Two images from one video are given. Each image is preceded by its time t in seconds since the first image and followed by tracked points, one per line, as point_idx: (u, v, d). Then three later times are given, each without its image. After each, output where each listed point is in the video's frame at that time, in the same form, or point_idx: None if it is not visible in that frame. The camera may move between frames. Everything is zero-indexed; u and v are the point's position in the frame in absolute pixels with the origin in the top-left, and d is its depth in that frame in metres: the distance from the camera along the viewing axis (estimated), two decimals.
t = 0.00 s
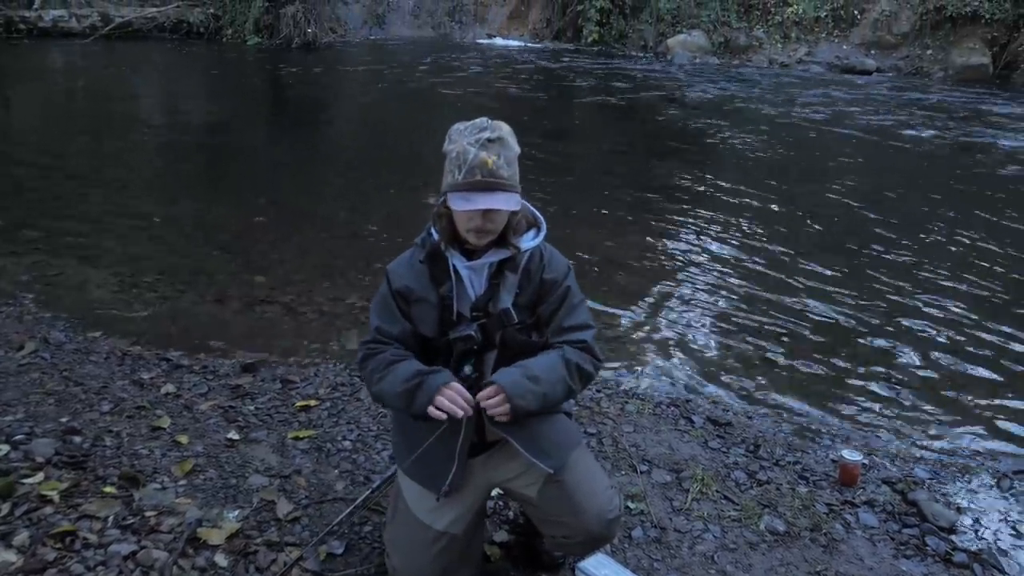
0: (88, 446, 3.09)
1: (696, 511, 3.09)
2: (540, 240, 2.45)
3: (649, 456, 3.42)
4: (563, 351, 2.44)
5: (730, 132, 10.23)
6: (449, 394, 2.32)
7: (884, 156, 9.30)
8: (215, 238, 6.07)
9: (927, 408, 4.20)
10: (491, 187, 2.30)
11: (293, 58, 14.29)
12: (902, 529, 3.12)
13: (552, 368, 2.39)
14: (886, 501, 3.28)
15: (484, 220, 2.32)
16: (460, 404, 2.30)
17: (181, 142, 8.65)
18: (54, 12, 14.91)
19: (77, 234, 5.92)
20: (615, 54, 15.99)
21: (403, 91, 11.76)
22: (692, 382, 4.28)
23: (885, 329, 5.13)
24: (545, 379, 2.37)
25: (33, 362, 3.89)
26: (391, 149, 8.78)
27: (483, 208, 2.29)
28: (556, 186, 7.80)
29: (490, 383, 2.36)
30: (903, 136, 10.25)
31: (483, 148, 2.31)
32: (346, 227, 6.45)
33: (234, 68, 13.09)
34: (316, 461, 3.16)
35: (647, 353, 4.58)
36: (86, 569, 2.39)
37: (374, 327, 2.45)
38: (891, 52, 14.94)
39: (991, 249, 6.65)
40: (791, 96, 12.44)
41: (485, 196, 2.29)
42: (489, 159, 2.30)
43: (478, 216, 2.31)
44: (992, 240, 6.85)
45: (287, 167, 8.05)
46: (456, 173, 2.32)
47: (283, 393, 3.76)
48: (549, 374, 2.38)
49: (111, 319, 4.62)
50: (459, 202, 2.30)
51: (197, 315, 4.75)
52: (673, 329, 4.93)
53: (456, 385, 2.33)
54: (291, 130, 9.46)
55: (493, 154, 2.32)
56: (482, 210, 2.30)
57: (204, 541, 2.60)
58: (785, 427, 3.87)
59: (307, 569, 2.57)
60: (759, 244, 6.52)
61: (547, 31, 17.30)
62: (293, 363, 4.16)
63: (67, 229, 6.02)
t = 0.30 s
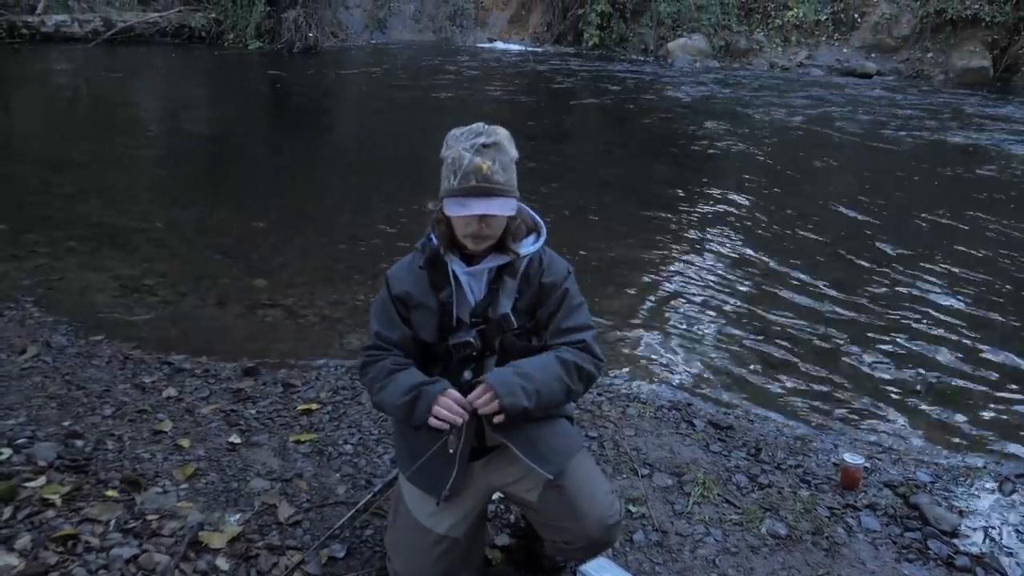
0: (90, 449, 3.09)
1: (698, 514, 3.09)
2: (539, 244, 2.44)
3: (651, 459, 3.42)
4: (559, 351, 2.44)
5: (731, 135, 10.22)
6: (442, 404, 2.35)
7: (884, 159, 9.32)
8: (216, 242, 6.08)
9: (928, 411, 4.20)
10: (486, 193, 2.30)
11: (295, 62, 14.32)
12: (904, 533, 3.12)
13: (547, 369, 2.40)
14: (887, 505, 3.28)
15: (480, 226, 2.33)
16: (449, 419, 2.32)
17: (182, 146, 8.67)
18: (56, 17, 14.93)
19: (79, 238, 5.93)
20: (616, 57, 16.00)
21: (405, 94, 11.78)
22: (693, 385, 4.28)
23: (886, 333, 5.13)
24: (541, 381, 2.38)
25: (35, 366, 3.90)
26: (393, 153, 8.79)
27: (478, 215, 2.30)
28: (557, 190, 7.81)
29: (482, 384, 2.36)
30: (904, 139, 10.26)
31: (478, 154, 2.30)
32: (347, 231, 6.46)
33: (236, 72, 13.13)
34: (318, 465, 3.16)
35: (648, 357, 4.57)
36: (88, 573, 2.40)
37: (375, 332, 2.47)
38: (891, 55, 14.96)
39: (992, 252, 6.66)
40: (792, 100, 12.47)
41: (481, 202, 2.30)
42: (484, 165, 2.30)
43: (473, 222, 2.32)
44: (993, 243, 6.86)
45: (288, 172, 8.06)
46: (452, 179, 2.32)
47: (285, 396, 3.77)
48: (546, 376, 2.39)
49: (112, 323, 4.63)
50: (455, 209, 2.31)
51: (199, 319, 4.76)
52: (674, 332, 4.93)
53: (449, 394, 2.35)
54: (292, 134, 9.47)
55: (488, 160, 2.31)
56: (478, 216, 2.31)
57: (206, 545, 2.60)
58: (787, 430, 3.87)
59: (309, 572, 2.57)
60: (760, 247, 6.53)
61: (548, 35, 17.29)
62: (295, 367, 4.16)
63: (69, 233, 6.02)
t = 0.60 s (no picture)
0: (94, 446, 3.10)
1: (700, 512, 3.10)
2: (540, 244, 2.45)
3: (653, 457, 3.43)
4: (554, 348, 2.41)
5: (734, 134, 10.22)
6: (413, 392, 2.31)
7: (888, 159, 9.31)
8: (219, 240, 6.09)
9: (930, 410, 4.20)
10: (484, 189, 2.29)
11: (298, 61, 14.32)
12: (906, 532, 3.13)
13: (540, 361, 2.35)
14: (889, 504, 3.28)
15: (477, 223, 2.32)
16: (419, 404, 2.28)
17: (185, 144, 8.67)
18: (59, 14, 14.92)
19: (82, 236, 5.95)
20: (619, 56, 16.00)
21: (408, 93, 11.79)
22: (696, 384, 4.29)
23: (888, 332, 5.13)
24: (530, 369, 2.33)
25: (39, 363, 3.91)
26: (396, 152, 8.80)
27: (475, 210, 2.29)
28: (560, 189, 7.81)
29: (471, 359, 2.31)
30: (908, 139, 10.25)
31: (477, 150, 2.30)
32: (350, 229, 6.47)
33: (239, 70, 13.14)
34: (320, 462, 3.17)
35: (651, 355, 4.58)
36: (92, 568, 2.41)
37: (373, 326, 2.48)
38: (895, 55, 14.94)
39: (995, 252, 6.66)
40: (795, 99, 12.46)
41: (477, 198, 2.29)
42: (481, 161, 2.30)
43: (471, 219, 2.32)
44: (997, 243, 6.85)
45: (291, 170, 8.06)
46: (450, 175, 2.33)
47: (288, 393, 3.78)
48: (537, 369, 2.34)
49: (116, 320, 4.64)
50: (452, 204, 2.31)
51: (202, 316, 4.77)
52: (677, 331, 4.94)
53: (425, 381, 2.32)
54: (295, 132, 9.48)
55: (486, 156, 2.31)
56: (475, 212, 2.30)
57: (209, 541, 2.61)
58: (789, 429, 3.87)
59: (312, 568, 2.57)
60: (762, 246, 6.53)
61: (551, 34, 17.30)
62: (298, 364, 4.17)
63: (73, 231, 6.03)
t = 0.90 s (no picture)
0: (95, 443, 3.11)
1: (701, 511, 3.10)
2: (561, 239, 2.46)
3: (654, 456, 3.43)
4: (571, 352, 2.43)
5: (736, 134, 10.21)
6: (393, 386, 2.29)
7: (890, 158, 9.31)
8: (220, 238, 6.09)
9: (932, 410, 4.20)
10: (514, 176, 2.31)
11: (300, 59, 14.32)
12: (907, 531, 3.12)
13: (560, 366, 2.37)
14: (890, 503, 3.28)
15: (502, 210, 2.34)
16: (401, 400, 2.27)
17: (187, 142, 8.68)
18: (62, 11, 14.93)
19: (84, 233, 5.95)
20: (621, 55, 15.99)
21: (410, 91, 11.80)
22: (696, 383, 4.29)
23: (889, 332, 5.13)
24: (553, 376, 2.35)
25: (40, 360, 3.91)
26: (397, 150, 8.80)
27: (503, 195, 2.31)
28: (562, 188, 7.81)
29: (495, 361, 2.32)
30: (909, 139, 10.25)
31: (509, 139, 2.33)
32: (352, 227, 6.46)
33: (241, 68, 13.13)
34: (322, 460, 3.17)
35: (652, 355, 4.57)
36: (94, 566, 2.41)
37: (387, 306, 2.46)
38: (896, 55, 14.94)
39: (996, 251, 6.66)
40: (796, 98, 12.46)
41: (505, 183, 2.31)
42: (512, 150, 2.32)
43: (496, 206, 2.33)
44: (998, 243, 6.85)
45: (292, 167, 8.06)
46: (480, 160, 2.35)
47: (289, 391, 3.78)
48: (557, 372, 2.36)
49: (117, 318, 4.64)
50: (481, 187, 2.32)
51: (203, 314, 4.77)
52: (679, 330, 4.94)
53: (404, 374, 2.30)
54: (297, 130, 9.48)
55: (517, 145, 2.33)
56: (502, 199, 2.32)
57: (211, 539, 2.61)
58: (790, 428, 3.87)
59: (313, 567, 2.58)
60: (763, 245, 6.53)
61: (553, 33, 17.31)
62: (299, 362, 4.17)
63: (75, 228, 6.04)
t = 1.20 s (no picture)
0: (93, 445, 3.10)
1: (700, 511, 3.10)
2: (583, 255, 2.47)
3: (653, 457, 3.43)
4: (584, 379, 2.43)
5: (733, 135, 10.21)
6: (378, 389, 2.23)
7: (887, 159, 9.32)
8: (218, 240, 6.08)
9: (929, 410, 4.21)
10: (553, 191, 2.30)
11: (297, 61, 14.31)
12: (905, 532, 3.13)
13: (575, 399, 2.37)
14: (888, 503, 3.28)
15: (536, 224, 2.33)
16: (388, 403, 2.21)
17: (185, 144, 8.66)
18: (59, 13, 14.93)
19: (82, 235, 5.94)
20: (618, 57, 15.98)
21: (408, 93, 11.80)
22: (695, 384, 4.29)
23: (887, 333, 5.14)
24: (568, 411, 2.35)
25: (38, 362, 3.90)
26: (396, 151, 8.80)
27: (540, 209, 2.30)
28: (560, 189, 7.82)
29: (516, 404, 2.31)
30: (907, 140, 10.26)
31: (552, 154, 2.33)
32: (350, 229, 6.46)
33: (238, 69, 13.13)
34: (320, 461, 3.17)
35: (651, 356, 4.58)
36: (92, 568, 2.40)
37: (409, 304, 2.41)
38: (893, 56, 14.94)
39: (993, 252, 6.67)
40: (793, 100, 12.47)
41: (544, 198, 2.30)
42: (555, 166, 2.31)
43: (532, 219, 2.32)
44: (995, 244, 6.87)
45: (290, 169, 8.06)
46: (520, 172, 2.33)
47: (288, 393, 3.77)
48: (572, 402, 2.36)
49: (115, 320, 4.63)
50: (519, 198, 2.31)
51: (202, 315, 4.77)
52: (677, 331, 4.94)
53: (383, 376, 2.23)
54: (295, 132, 9.48)
55: (560, 162, 2.33)
56: (539, 212, 2.31)
57: (209, 541, 2.60)
58: (788, 429, 3.87)
59: (312, 568, 2.58)
60: (761, 247, 6.53)
61: (551, 34, 17.32)
62: (298, 364, 4.17)
63: (73, 229, 6.03)
